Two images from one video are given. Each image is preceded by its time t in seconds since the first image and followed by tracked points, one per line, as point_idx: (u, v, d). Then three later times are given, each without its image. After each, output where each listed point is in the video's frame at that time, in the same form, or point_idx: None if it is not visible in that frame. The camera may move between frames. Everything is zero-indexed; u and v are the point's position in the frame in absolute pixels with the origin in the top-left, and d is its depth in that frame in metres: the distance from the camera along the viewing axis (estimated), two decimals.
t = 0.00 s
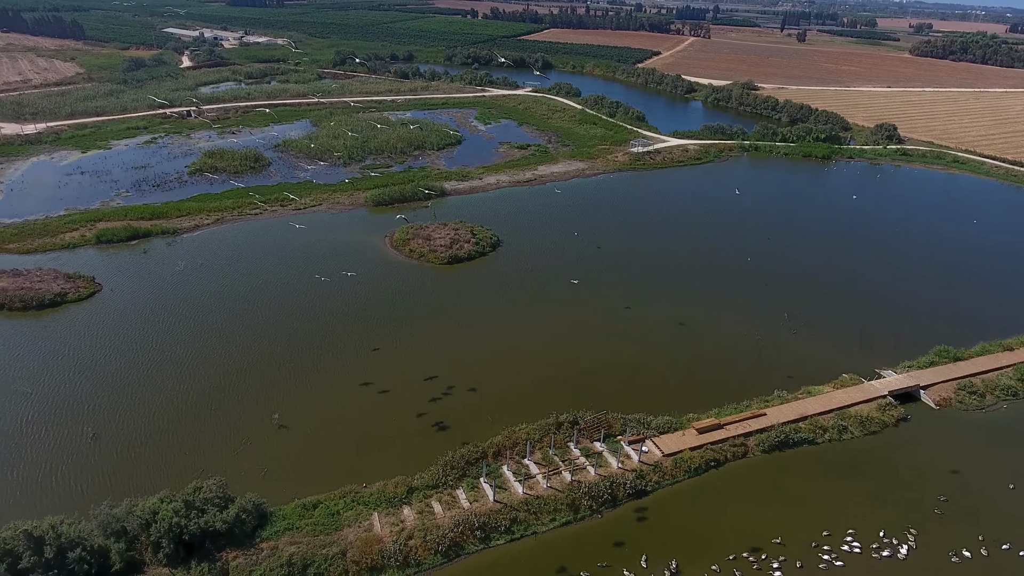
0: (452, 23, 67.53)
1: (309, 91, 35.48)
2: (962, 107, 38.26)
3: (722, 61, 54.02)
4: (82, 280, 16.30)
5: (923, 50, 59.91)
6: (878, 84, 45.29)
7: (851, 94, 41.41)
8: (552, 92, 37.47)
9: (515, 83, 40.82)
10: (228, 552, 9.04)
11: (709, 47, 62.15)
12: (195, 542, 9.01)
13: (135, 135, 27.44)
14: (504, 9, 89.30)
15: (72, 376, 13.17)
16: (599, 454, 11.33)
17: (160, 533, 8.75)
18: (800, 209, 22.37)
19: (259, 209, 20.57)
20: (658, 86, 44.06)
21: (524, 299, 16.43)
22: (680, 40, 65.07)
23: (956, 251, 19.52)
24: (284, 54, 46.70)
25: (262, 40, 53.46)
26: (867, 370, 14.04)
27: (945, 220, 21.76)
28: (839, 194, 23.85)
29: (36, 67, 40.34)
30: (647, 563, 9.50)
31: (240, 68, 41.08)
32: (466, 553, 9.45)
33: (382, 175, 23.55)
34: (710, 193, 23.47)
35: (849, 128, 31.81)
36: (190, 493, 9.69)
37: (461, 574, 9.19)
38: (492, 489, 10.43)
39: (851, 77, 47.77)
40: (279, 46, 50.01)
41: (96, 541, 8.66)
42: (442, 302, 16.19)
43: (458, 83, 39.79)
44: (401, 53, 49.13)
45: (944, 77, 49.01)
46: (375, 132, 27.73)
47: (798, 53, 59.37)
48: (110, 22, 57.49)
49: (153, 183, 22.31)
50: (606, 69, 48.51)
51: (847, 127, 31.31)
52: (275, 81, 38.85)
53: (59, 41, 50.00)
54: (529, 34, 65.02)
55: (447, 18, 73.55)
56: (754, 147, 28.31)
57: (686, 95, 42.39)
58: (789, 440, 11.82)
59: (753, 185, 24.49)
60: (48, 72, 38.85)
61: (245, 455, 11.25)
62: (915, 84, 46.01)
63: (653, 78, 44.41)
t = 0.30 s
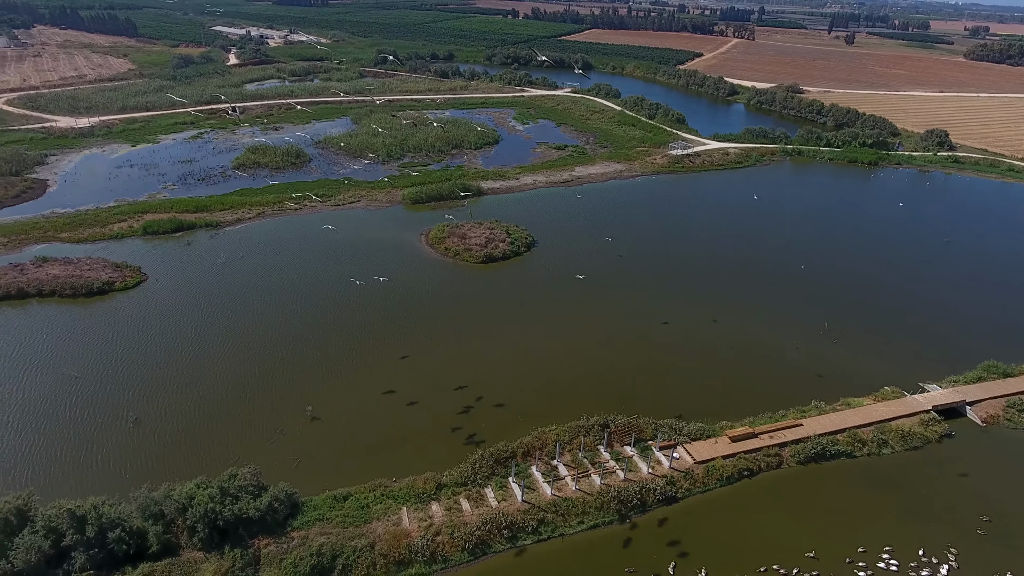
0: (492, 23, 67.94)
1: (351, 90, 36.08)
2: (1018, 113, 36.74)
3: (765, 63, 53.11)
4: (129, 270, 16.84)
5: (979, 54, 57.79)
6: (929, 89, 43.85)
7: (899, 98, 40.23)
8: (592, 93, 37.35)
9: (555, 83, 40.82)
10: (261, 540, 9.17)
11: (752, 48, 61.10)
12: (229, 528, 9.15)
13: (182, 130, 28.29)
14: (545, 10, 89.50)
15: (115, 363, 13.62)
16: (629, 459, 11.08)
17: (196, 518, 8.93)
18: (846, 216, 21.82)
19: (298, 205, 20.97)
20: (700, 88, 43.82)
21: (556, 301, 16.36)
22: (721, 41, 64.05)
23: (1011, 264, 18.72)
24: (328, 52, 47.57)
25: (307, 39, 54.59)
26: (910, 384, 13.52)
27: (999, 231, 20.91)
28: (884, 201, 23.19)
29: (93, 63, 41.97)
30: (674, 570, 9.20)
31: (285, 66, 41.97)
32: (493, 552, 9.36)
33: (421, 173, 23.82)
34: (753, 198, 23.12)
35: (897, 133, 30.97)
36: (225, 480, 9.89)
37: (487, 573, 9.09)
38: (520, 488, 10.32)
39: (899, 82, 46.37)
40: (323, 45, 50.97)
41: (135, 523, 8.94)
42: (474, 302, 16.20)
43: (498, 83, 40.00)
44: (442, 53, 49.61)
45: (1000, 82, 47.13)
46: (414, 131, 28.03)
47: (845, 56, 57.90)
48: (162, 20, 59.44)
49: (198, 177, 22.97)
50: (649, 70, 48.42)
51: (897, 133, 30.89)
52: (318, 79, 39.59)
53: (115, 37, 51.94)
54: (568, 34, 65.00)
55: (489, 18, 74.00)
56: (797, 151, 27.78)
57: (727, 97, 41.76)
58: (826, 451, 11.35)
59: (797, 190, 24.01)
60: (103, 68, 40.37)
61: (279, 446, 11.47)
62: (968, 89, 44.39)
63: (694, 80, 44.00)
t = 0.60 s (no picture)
0: (521, 24, 68.10)
1: (382, 88, 36.46)
2: None
3: (799, 65, 52.30)
4: (161, 263, 17.21)
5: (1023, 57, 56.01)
6: (969, 93, 42.69)
7: (938, 102, 39.26)
8: (621, 94, 37.18)
9: (584, 84, 40.74)
10: (284, 532, 9.29)
11: (785, 49, 60.18)
12: (252, 519, 9.27)
13: (215, 126, 28.85)
14: (576, 11, 89.38)
15: (146, 354, 13.92)
16: (651, 462, 10.93)
17: (220, 508, 9.07)
18: (881, 222, 21.38)
19: (326, 202, 21.24)
20: (732, 90, 43.43)
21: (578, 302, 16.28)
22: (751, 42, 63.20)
23: None
24: (360, 52, 48.13)
25: (340, 38, 55.32)
26: (942, 395, 13.11)
27: None
28: (919, 207, 22.68)
29: (131, 60, 43.05)
30: None
31: (317, 64, 42.56)
32: (511, 552, 9.31)
33: (448, 172, 23.98)
34: (785, 202, 22.80)
35: (934, 138, 30.26)
36: (250, 472, 10.03)
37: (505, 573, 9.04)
38: (541, 489, 10.25)
39: (938, 85, 45.24)
40: (354, 44, 51.53)
41: (162, 511, 9.12)
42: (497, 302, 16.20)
43: (527, 83, 40.06)
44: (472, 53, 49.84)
45: None
46: (442, 130, 28.19)
47: (882, 59, 56.70)
48: (198, 19, 60.65)
49: (230, 173, 23.40)
50: (679, 72, 48.12)
51: (935, 137, 30.17)
52: (349, 78, 40.08)
53: (152, 36, 53.21)
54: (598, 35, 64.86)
55: (518, 18, 74.06)
56: (830, 155, 27.32)
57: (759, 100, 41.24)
58: (854, 461, 11.05)
59: (830, 195, 23.61)
60: (141, 66, 41.40)
61: (303, 439, 11.60)
62: (1009, 93, 43.11)
63: (726, 82, 43.57)
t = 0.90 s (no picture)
0: (536, 24, 68.10)
1: (397, 88, 36.62)
2: None
3: (816, 66, 51.84)
4: (178, 260, 17.40)
5: None
6: (990, 95, 42.08)
7: (958, 104, 38.73)
8: (636, 95, 37.08)
9: (599, 85, 40.66)
10: (295, 527, 9.34)
11: (803, 50, 59.64)
12: (264, 515, 9.33)
13: (233, 125, 29.13)
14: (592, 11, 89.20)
15: (162, 350, 14.07)
16: (663, 464, 10.86)
17: (233, 503, 9.14)
18: (900, 225, 21.12)
19: (341, 201, 21.37)
20: (749, 91, 43.14)
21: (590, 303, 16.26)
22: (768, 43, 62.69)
23: None
24: (376, 51, 48.35)
25: (356, 38, 55.63)
26: (960, 401, 12.91)
27: None
28: (938, 210, 22.40)
29: (151, 60, 43.56)
30: None
31: (333, 64, 42.84)
32: (522, 552, 9.31)
33: (463, 171, 24.05)
34: (803, 204, 22.58)
35: (955, 140, 29.87)
36: (262, 468, 10.10)
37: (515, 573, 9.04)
38: (552, 489, 10.24)
39: (958, 87, 44.63)
40: (370, 44, 51.79)
41: (176, 506, 9.20)
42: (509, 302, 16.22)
43: (542, 84, 40.06)
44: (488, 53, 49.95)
45: None
46: (458, 130, 28.27)
47: (901, 60, 56.04)
48: (216, 19, 61.28)
49: (246, 172, 23.62)
50: (695, 73, 47.89)
51: (955, 139, 29.77)
52: (364, 78, 40.30)
53: (172, 35, 53.86)
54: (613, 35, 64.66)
55: (534, 19, 74.03)
56: (848, 157, 27.07)
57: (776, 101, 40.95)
58: (868, 467, 10.91)
59: (848, 197, 23.37)
60: (160, 65, 41.91)
61: (314, 437, 11.68)
62: None
63: (742, 83, 43.31)
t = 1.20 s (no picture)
0: (545, 24, 68.07)
1: (407, 88, 36.69)
2: None
3: (826, 67, 51.55)
4: (188, 259, 17.52)
5: None
6: (1004, 96, 41.70)
7: (971, 105, 38.40)
8: (646, 95, 37.00)
9: (608, 85, 40.60)
10: (302, 525, 9.39)
11: (813, 51, 59.33)
12: (272, 513, 9.37)
13: (243, 125, 29.29)
14: (601, 11, 89.07)
15: (172, 347, 14.18)
16: (670, 466, 10.84)
17: (241, 500, 9.20)
18: (911, 227, 20.96)
19: (350, 200, 21.44)
20: (759, 92, 42.94)
21: (598, 304, 16.24)
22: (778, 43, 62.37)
23: None
24: (385, 52, 48.47)
25: (365, 38, 55.80)
26: (971, 405, 12.81)
27: None
28: (950, 212, 22.23)
29: (162, 59, 43.88)
30: None
31: (342, 64, 43.00)
32: (528, 552, 9.31)
33: (471, 171, 24.08)
34: (813, 206, 22.46)
35: (967, 142, 29.62)
36: (270, 466, 10.16)
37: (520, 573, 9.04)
38: (558, 490, 10.23)
39: (971, 88, 44.25)
40: (380, 44, 51.90)
41: (184, 502, 9.26)
42: (516, 302, 16.23)
43: (551, 84, 40.05)
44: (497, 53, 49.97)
45: None
46: (466, 130, 28.31)
47: (913, 61, 55.65)
48: (227, 19, 61.62)
49: (256, 171, 23.74)
50: (705, 73, 47.71)
51: (967, 141, 29.55)
52: (374, 78, 40.41)
53: (183, 35, 54.19)
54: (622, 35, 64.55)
55: (543, 19, 73.98)
56: (858, 158, 26.89)
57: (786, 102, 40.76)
58: (877, 470, 10.84)
59: (859, 199, 23.24)
60: (172, 65, 42.19)
61: (322, 435, 11.73)
62: None
63: (752, 83, 43.14)
